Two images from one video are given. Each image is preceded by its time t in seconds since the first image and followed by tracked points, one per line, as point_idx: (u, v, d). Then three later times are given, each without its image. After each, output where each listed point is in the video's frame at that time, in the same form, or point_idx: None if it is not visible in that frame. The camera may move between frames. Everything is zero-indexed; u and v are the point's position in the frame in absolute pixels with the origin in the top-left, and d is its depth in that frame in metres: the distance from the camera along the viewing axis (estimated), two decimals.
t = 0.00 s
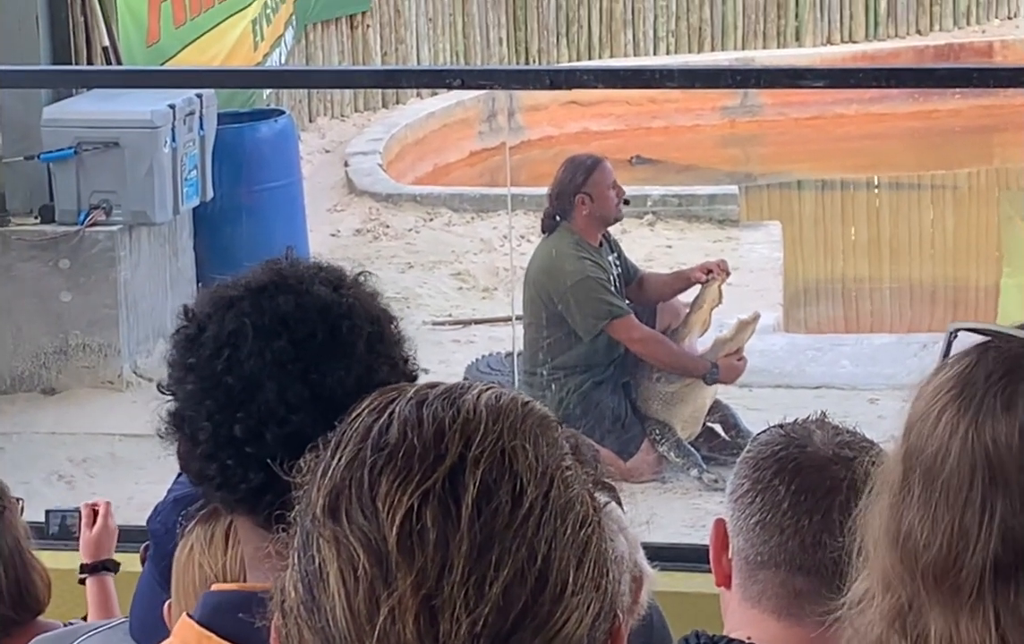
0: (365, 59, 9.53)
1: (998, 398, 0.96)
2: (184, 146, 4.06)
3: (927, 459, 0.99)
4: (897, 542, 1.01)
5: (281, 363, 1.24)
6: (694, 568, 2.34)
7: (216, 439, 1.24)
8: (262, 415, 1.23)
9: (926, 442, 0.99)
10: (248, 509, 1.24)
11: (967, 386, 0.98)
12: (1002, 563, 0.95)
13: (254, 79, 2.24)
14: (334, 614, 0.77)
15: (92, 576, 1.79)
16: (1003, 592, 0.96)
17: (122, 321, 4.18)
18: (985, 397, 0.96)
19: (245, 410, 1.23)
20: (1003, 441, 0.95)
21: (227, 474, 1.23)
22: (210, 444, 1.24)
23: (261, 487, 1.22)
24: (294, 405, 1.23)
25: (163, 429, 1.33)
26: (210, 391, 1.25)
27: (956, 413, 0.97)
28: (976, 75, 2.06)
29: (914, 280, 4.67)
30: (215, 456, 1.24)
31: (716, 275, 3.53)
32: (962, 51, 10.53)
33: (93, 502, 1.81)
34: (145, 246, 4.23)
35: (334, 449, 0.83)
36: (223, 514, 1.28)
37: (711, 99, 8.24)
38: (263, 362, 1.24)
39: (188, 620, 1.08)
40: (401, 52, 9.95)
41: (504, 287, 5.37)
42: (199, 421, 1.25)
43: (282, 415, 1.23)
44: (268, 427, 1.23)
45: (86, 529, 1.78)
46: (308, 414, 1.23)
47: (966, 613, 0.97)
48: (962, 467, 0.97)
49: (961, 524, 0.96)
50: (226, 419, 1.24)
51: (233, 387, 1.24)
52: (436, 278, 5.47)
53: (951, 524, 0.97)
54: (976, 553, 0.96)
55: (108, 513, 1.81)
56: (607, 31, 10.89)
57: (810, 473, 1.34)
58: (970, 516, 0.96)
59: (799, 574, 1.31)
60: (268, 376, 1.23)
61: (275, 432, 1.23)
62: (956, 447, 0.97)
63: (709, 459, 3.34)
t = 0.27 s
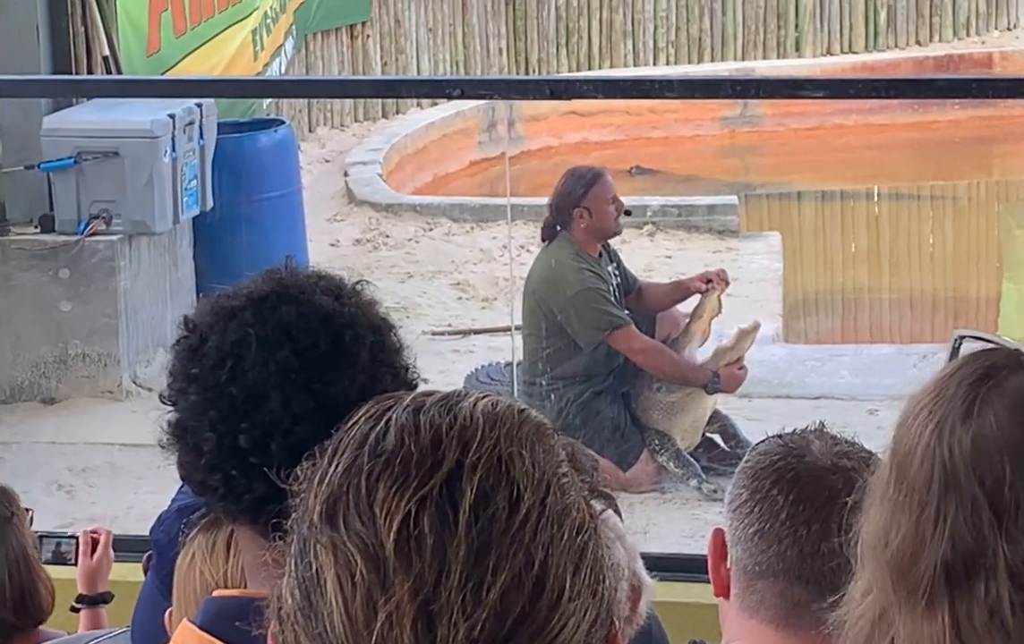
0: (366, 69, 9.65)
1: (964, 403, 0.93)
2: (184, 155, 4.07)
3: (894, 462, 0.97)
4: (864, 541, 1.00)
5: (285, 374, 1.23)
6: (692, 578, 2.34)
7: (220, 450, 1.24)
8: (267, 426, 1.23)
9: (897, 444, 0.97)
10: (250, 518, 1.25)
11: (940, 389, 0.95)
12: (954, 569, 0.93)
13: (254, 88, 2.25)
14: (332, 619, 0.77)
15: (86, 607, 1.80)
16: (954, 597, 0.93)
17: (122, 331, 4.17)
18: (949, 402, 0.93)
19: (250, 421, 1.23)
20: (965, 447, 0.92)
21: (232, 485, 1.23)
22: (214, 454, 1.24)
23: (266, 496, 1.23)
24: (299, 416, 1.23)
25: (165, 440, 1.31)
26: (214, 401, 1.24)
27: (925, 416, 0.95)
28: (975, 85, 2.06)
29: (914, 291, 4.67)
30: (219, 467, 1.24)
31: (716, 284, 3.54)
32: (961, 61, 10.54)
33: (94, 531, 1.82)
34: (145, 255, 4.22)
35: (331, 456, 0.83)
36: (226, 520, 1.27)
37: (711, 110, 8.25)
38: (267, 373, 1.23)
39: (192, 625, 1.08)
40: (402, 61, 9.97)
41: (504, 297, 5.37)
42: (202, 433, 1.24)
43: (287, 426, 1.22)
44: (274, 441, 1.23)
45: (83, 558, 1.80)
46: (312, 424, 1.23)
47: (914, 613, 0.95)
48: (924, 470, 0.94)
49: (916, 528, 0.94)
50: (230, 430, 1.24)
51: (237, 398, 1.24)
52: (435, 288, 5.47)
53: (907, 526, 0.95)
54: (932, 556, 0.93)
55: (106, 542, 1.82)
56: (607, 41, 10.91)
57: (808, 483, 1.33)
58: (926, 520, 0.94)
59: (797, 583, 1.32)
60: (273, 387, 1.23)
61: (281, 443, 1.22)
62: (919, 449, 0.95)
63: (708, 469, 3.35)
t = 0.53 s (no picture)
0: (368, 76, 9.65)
1: (958, 413, 1.00)
2: (184, 162, 4.06)
3: (892, 469, 1.04)
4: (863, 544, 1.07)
5: (304, 386, 1.31)
6: (691, 586, 2.34)
7: (239, 463, 1.31)
8: (286, 438, 1.30)
9: (896, 451, 1.04)
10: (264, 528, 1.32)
11: (937, 400, 1.02)
12: (945, 573, 1.00)
13: (255, 96, 2.25)
14: (327, 629, 0.77)
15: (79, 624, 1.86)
16: (945, 600, 1.00)
17: (121, 337, 4.18)
18: (948, 411, 1.01)
19: (270, 434, 1.30)
20: (960, 454, 0.99)
21: (250, 498, 1.31)
22: (233, 468, 1.31)
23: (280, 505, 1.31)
24: (318, 427, 1.30)
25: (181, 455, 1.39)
26: (233, 415, 1.32)
27: (922, 425, 1.02)
28: (975, 94, 2.05)
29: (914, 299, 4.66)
30: (238, 480, 1.31)
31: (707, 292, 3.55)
32: (963, 70, 10.53)
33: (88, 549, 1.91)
34: (145, 261, 4.22)
35: (325, 464, 0.83)
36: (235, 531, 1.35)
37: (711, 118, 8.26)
38: (285, 386, 1.30)
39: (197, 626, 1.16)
40: (403, 69, 9.96)
41: (504, 305, 5.37)
42: (221, 447, 1.32)
43: (305, 438, 1.30)
44: (294, 454, 1.30)
45: (78, 574, 1.88)
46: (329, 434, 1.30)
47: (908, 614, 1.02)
48: (919, 477, 1.01)
49: (913, 531, 1.01)
50: (249, 444, 1.31)
51: (256, 412, 1.31)
52: (435, 296, 5.47)
53: (903, 529, 1.02)
54: (925, 560, 1.01)
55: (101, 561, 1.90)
56: (608, 49, 10.90)
57: (809, 492, 1.33)
58: (921, 524, 1.01)
59: (798, 592, 1.32)
60: (292, 400, 1.30)
61: (299, 453, 1.30)
62: (916, 457, 1.02)
63: (709, 477, 3.28)
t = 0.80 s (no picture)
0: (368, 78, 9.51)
1: (956, 415, 1.06)
2: (185, 161, 4.08)
3: (891, 470, 1.10)
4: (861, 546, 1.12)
5: (310, 383, 1.37)
6: (690, 587, 2.34)
7: (248, 461, 1.38)
8: (293, 436, 1.36)
9: (896, 453, 1.10)
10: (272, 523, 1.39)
11: (934, 402, 1.09)
12: (946, 571, 1.06)
13: (256, 95, 2.25)
14: (328, 630, 0.81)
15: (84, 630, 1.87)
16: (947, 597, 1.06)
17: (122, 336, 4.22)
18: (947, 411, 1.07)
19: (276, 432, 1.37)
20: (960, 454, 1.05)
21: (259, 497, 1.38)
22: (242, 467, 1.38)
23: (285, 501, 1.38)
24: (324, 425, 1.36)
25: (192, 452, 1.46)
26: (241, 414, 1.38)
27: (921, 426, 1.08)
28: (976, 96, 2.05)
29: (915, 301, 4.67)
30: (247, 478, 1.38)
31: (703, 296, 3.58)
32: (964, 73, 10.53)
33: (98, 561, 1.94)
34: (144, 260, 4.25)
35: (328, 465, 0.87)
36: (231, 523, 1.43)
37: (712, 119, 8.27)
38: (292, 384, 1.37)
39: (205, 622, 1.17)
40: (404, 69, 9.96)
41: (504, 305, 5.36)
42: (231, 446, 1.38)
43: (312, 436, 1.36)
44: (300, 452, 1.36)
45: (85, 585, 1.90)
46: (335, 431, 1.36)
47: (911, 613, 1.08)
48: (920, 478, 1.07)
49: (913, 530, 1.07)
50: (257, 442, 1.37)
51: (262, 410, 1.37)
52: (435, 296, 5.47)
53: (904, 529, 1.08)
54: (925, 559, 1.06)
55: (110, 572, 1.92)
56: (609, 50, 10.89)
57: (801, 493, 1.39)
58: (921, 523, 1.07)
59: (790, 594, 1.37)
60: (298, 398, 1.37)
61: (305, 450, 1.36)
62: (916, 458, 1.08)
63: (708, 478, 3.26)
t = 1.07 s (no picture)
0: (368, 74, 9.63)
1: (952, 412, 1.06)
2: (184, 158, 4.06)
3: (885, 469, 1.10)
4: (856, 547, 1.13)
5: (314, 374, 1.35)
6: (689, 587, 2.34)
7: (255, 453, 1.37)
8: (299, 427, 1.35)
9: (889, 452, 1.10)
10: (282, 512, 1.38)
11: (928, 400, 1.09)
12: (949, 568, 1.06)
13: (257, 93, 2.25)
14: (332, 629, 0.82)
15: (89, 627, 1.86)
16: (950, 594, 1.06)
17: (121, 331, 4.22)
18: (945, 409, 1.07)
19: (282, 423, 1.35)
20: (957, 449, 1.05)
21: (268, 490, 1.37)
22: (249, 460, 1.37)
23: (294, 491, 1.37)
24: (330, 416, 1.34)
25: (199, 444, 1.45)
26: (247, 406, 1.37)
27: (914, 423, 1.08)
28: (975, 98, 2.05)
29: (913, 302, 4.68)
30: (255, 470, 1.37)
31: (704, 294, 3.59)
32: (964, 75, 10.51)
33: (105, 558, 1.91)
34: (145, 251, 4.25)
35: (332, 464, 0.88)
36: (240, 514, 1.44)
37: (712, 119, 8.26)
38: (296, 375, 1.35)
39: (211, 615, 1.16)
40: (404, 67, 9.95)
41: (503, 304, 5.36)
42: (237, 439, 1.37)
43: (319, 426, 1.35)
44: (308, 441, 1.35)
45: (90, 581, 1.89)
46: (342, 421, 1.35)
47: (914, 612, 1.08)
48: (919, 476, 1.07)
49: (915, 529, 1.07)
50: (263, 434, 1.36)
51: (267, 402, 1.36)
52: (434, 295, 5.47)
53: (905, 528, 1.08)
54: (927, 557, 1.07)
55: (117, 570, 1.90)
56: (609, 50, 10.88)
57: (763, 495, 1.43)
58: (923, 522, 1.07)
59: (758, 596, 1.42)
60: (302, 388, 1.35)
61: (313, 442, 1.35)
62: (913, 456, 1.08)
63: (707, 479, 3.32)
